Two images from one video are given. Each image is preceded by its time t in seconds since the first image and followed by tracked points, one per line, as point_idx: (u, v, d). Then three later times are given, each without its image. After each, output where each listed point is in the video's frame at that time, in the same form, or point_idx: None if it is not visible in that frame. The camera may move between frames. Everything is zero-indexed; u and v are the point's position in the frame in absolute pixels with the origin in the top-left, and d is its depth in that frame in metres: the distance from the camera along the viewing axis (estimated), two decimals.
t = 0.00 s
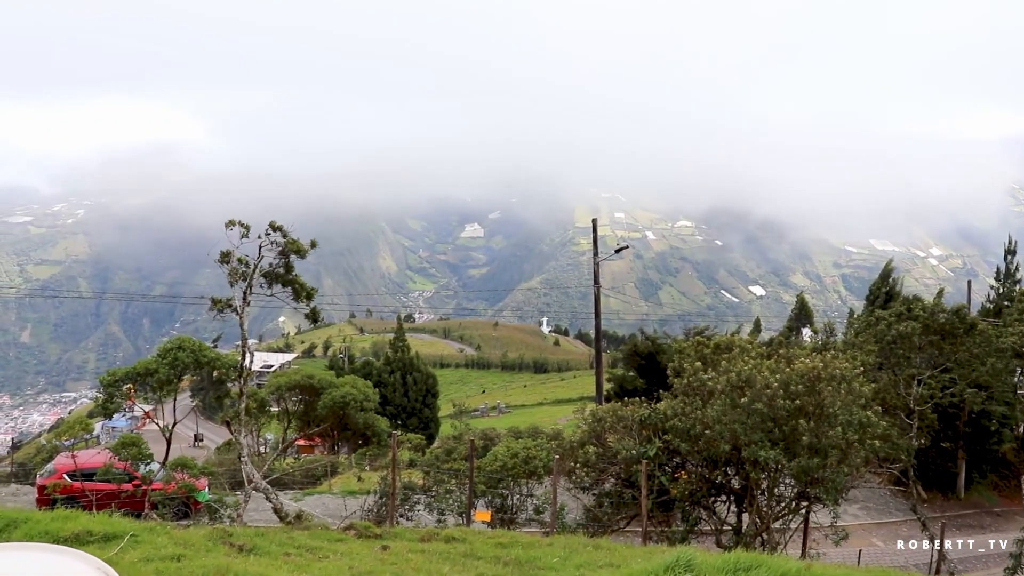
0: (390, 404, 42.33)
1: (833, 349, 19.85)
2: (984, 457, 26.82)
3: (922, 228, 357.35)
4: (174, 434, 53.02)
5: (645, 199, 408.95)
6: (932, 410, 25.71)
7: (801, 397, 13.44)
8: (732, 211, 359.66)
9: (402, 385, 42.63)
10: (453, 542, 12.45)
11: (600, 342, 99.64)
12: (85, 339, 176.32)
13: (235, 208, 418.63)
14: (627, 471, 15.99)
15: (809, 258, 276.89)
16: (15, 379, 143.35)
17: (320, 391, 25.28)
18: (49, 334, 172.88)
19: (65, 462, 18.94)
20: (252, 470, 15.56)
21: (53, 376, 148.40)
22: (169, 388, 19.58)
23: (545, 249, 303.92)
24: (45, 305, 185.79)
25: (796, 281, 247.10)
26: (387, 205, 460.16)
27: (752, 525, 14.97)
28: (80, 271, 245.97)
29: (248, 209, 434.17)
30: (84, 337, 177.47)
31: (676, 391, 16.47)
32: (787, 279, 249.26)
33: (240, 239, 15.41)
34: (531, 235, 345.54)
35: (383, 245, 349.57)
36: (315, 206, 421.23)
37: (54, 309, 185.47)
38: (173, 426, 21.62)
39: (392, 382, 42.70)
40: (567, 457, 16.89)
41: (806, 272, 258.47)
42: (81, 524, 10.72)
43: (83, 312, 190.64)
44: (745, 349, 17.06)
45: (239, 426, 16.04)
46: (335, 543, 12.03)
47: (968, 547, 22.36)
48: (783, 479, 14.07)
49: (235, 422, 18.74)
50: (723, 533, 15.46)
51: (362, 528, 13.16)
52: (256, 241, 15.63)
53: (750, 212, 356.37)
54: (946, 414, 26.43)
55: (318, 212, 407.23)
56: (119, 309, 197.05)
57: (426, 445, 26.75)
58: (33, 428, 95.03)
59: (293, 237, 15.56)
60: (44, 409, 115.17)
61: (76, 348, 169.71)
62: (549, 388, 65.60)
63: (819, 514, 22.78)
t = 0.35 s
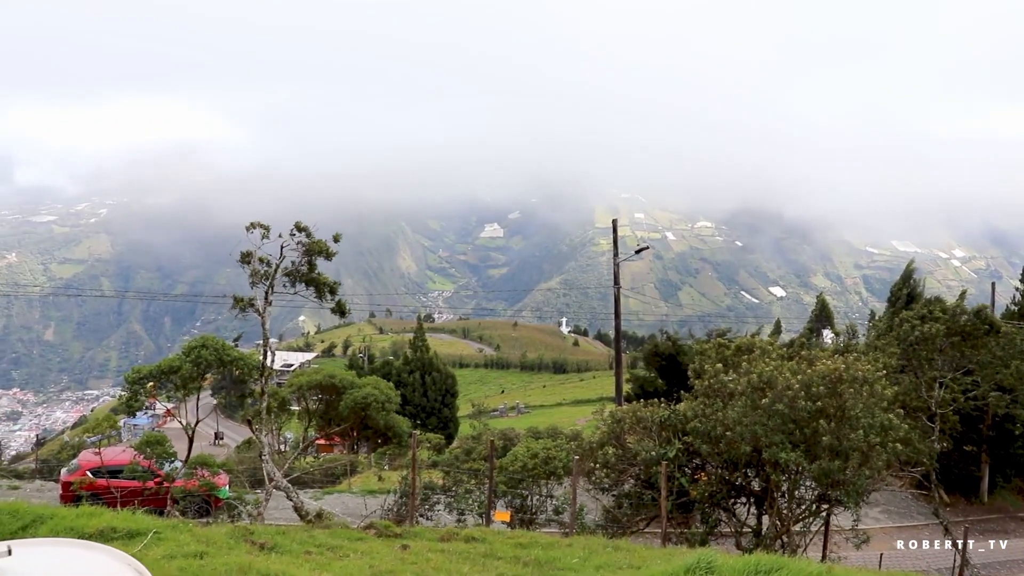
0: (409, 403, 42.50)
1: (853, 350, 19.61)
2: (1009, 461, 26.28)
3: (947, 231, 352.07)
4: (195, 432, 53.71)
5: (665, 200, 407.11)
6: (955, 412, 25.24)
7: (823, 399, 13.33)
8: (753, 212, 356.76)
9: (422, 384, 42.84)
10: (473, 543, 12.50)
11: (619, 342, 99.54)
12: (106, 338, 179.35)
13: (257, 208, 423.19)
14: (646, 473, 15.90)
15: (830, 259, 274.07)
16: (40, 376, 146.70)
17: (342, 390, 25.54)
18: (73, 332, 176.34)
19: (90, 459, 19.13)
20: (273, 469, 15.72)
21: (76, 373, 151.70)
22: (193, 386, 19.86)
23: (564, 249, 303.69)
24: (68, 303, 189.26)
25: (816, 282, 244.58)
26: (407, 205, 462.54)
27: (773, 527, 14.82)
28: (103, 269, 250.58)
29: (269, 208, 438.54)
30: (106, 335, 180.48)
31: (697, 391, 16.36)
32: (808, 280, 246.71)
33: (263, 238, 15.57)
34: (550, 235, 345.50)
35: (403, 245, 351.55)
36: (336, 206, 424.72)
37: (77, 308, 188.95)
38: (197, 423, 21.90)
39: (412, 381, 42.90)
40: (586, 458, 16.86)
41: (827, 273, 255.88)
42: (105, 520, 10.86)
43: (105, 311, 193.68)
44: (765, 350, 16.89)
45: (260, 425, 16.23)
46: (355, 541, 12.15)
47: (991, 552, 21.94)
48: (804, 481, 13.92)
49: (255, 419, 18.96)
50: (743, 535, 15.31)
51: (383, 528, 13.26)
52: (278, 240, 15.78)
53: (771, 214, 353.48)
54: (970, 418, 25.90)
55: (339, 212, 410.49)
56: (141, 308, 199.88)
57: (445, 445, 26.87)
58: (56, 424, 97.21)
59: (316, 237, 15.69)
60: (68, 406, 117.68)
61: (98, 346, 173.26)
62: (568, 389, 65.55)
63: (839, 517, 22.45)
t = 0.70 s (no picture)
0: (441, 403, 42.75)
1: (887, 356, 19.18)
2: None
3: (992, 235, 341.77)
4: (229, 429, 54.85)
5: (699, 201, 402.29)
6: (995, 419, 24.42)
7: (858, 402, 13.08)
8: (789, 214, 350.72)
9: (453, 384, 43.10)
10: (503, 543, 12.59)
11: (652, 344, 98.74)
12: (142, 335, 184.35)
13: (292, 208, 430.10)
14: (679, 475, 15.79)
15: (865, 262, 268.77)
16: (78, 373, 151.99)
17: (373, 389, 25.89)
18: (108, 330, 181.77)
19: (128, 454, 19.46)
20: (306, 467, 15.98)
21: (111, 369, 156.65)
22: (226, 384, 20.32)
23: (596, 249, 302.41)
24: (105, 301, 194.63)
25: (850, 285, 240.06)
26: (438, 205, 465.27)
27: (806, 532, 14.59)
28: (139, 267, 257.54)
29: (304, 208, 444.91)
30: (141, 333, 185.32)
31: (729, 395, 16.27)
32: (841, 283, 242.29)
33: (297, 240, 15.78)
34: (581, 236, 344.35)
35: (435, 245, 353.86)
36: (369, 206, 429.26)
37: (113, 305, 194.30)
38: (230, 420, 22.38)
39: (443, 381, 43.16)
40: (619, 459, 16.81)
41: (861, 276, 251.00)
42: (142, 516, 11.16)
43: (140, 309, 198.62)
44: (801, 353, 16.66)
45: (293, 425, 16.55)
46: (387, 540, 12.35)
47: None
48: (838, 487, 13.70)
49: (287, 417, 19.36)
50: (776, 541, 15.09)
51: (415, 526, 13.44)
52: (313, 240, 15.99)
53: (807, 215, 347.12)
54: (1009, 424, 25.10)
55: (371, 211, 414.85)
56: (175, 306, 204.44)
57: (476, 444, 27.00)
58: (93, 420, 100.27)
59: (348, 237, 15.88)
60: (103, 402, 121.04)
61: (134, 343, 178.39)
62: (600, 389, 65.16)
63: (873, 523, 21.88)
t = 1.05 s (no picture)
0: (480, 402, 42.97)
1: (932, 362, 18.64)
2: None
3: None
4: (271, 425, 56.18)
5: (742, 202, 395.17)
6: None
7: (902, 407, 12.72)
8: (837, 215, 341.96)
9: (492, 383, 43.33)
10: (542, 543, 12.68)
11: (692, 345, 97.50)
12: (185, 331, 189.82)
13: (335, 207, 437.25)
14: (718, 478, 15.62)
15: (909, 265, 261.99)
16: (123, 367, 158.14)
17: (412, 388, 26.20)
18: (152, 326, 188.33)
19: (170, 449, 19.85)
20: (346, 464, 16.35)
21: (155, 364, 161.85)
22: (266, 380, 20.95)
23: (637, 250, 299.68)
24: (150, 296, 200.71)
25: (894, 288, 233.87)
26: (478, 205, 467.18)
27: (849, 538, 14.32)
28: (183, 264, 265.72)
29: (346, 206, 451.88)
30: (184, 329, 190.88)
31: (770, 398, 16.03)
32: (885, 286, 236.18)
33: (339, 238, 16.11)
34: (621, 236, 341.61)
35: (476, 244, 355.31)
36: (409, 206, 433.57)
37: (158, 301, 200.03)
38: (271, 416, 22.94)
39: (482, 380, 43.42)
40: (658, 460, 16.72)
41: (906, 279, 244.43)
42: (187, 508, 11.56)
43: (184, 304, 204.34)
44: (844, 356, 16.29)
45: (334, 423, 16.93)
46: (426, 538, 12.54)
47: None
48: (882, 494, 13.38)
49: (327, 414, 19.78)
50: (818, 547, 14.81)
51: (453, 525, 13.61)
52: (355, 239, 16.32)
53: (855, 217, 338.08)
54: None
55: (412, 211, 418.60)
56: (216, 302, 209.88)
57: (514, 444, 27.17)
58: (137, 414, 103.89)
59: (389, 236, 16.14)
60: (147, 396, 125.03)
61: (177, 339, 183.93)
62: (640, 391, 64.66)
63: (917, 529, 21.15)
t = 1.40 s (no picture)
0: (519, 402, 43.09)
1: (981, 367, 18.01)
2: None
3: None
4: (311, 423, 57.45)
5: (787, 204, 386.93)
6: None
7: (950, 415, 12.36)
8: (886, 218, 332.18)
9: (531, 383, 43.44)
10: (580, 544, 12.72)
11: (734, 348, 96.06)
12: (228, 327, 194.92)
13: (376, 207, 443.24)
14: (759, 482, 15.40)
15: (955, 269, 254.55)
16: (167, 362, 164.33)
17: (451, 386, 26.49)
18: (195, 322, 193.53)
19: (211, 445, 20.59)
20: (386, 462, 16.63)
21: (198, 361, 167.20)
22: (307, 378, 21.46)
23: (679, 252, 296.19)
24: (193, 294, 206.96)
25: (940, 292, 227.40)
26: (518, 205, 467.87)
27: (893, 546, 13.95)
28: (226, 263, 273.19)
29: (388, 206, 457.66)
30: (226, 326, 195.97)
31: (813, 401, 15.77)
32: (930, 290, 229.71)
33: (385, 238, 16.40)
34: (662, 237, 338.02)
35: (517, 244, 355.62)
36: (450, 206, 436.67)
37: (202, 299, 206.00)
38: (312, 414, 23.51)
39: (522, 380, 43.60)
40: (698, 463, 16.57)
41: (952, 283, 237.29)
42: (230, 504, 11.93)
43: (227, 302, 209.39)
44: (891, 360, 15.89)
45: (375, 422, 17.25)
46: (466, 537, 12.70)
47: None
48: (927, 502, 13.04)
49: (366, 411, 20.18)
50: (861, 553, 14.45)
51: (492, 524, 13.74)
52: (399, 239, 16.58)
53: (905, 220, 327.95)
54: None
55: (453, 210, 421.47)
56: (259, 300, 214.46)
57: (553, 445, 27.21)
58: (179, 409, 107.50)
59: (435, 236, 16.33)
60: (190, 392, 128.99)
61: (220, 335, 189.27)
62: (682, 392, 63.92)
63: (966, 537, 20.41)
